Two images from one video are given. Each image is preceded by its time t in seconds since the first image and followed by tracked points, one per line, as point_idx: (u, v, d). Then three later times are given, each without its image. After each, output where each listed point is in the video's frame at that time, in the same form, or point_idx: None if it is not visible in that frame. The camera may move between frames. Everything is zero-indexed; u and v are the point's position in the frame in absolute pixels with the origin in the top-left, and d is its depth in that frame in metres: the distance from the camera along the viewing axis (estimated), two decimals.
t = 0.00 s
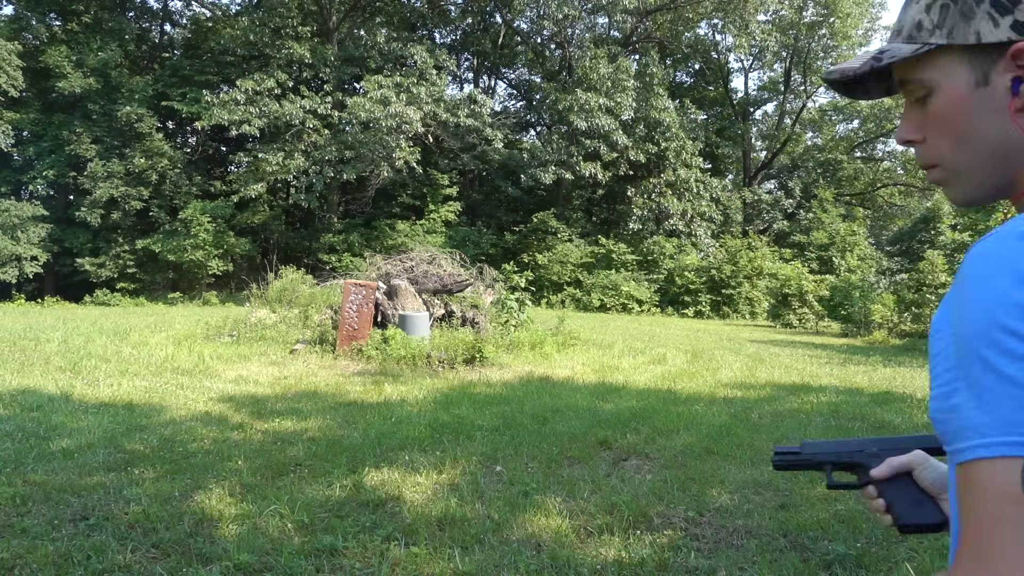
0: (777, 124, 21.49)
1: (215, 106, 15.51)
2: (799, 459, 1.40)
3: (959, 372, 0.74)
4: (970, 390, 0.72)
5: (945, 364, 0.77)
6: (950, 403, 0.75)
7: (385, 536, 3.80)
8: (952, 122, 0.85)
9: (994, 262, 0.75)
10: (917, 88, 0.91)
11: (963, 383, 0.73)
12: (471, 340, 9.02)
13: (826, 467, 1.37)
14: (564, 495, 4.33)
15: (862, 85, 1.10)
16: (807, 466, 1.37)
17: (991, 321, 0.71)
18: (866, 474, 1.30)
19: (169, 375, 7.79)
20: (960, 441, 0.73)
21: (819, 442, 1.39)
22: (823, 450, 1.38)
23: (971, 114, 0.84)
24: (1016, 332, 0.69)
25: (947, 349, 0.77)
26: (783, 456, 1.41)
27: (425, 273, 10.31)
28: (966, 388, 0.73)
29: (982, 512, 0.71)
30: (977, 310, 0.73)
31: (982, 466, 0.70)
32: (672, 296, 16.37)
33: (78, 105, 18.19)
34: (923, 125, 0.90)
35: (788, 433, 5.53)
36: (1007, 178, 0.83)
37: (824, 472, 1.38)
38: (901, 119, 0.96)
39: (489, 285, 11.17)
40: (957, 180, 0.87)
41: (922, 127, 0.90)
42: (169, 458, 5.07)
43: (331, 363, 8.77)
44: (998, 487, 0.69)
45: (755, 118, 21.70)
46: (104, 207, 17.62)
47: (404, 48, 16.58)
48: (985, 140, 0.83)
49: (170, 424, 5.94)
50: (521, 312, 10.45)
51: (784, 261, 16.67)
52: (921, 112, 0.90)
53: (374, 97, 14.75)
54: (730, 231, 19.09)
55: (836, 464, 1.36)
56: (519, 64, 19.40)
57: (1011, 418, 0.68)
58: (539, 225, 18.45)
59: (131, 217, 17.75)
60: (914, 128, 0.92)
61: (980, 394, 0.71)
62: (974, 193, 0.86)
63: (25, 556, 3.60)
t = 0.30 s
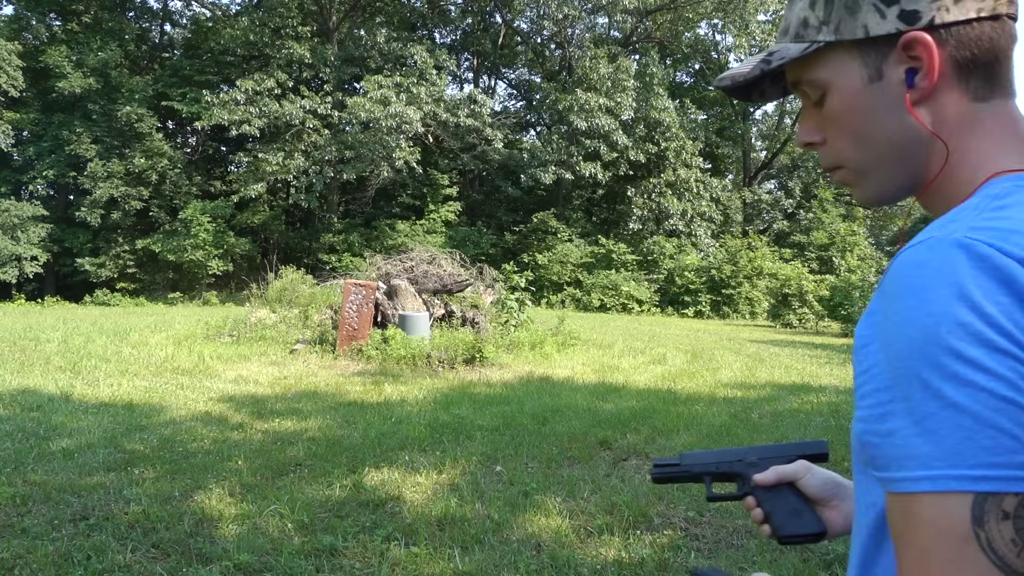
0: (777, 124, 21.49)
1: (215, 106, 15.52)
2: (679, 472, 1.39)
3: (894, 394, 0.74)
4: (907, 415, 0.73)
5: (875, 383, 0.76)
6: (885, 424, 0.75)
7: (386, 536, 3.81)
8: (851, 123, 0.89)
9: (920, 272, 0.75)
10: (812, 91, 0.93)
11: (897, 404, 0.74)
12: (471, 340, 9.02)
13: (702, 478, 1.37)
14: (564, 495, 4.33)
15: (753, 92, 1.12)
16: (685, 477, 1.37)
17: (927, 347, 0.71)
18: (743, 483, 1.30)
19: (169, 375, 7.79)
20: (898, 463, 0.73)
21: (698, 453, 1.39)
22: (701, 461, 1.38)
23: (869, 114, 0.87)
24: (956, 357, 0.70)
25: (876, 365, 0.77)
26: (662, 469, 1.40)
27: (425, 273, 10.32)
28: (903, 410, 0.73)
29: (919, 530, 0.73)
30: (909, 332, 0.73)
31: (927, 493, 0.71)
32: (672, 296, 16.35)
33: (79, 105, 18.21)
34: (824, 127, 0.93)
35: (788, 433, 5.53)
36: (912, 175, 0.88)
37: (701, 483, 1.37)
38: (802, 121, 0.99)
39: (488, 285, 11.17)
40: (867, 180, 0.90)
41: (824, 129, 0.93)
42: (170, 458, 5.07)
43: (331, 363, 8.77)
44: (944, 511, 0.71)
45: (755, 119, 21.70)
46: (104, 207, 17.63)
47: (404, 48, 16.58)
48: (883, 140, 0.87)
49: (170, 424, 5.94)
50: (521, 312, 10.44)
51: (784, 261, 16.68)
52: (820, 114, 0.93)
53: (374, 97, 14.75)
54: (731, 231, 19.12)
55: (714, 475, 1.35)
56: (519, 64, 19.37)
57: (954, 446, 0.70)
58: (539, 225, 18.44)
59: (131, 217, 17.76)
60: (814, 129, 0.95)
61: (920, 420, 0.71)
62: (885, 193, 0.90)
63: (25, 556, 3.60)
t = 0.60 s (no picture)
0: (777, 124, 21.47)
1: (215, 106, 15.54)
2: (550, 465, 1.53)
3: (846, 410, 0.75)
4: (861, 431, 0.74)
5: (825, 397, 0.78)
6: (839, 442, 0.76)
7: (386, 536, 3.81)
8: (762, 117, 0.95)
9: (871, 285, 0.77)
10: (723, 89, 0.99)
11: (846, 421, 0.75)
12: (471, 340, 9.03)
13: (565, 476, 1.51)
14: (564, 495, 4.33)
15: (657, 87, 1.17)
16: (555, 472, 1.51)
17: (886, 365, 0.73)
18: (613, 483, 1.44)
19: (168, 375, 7.80)
20: (852, 480, 0.75)
21: (570, 450, 1.53)
22: (571, 458, 1.52)
23: (782, 105, 0.93)
24: (919, 372, 0.72)
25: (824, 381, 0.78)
26: (536, 463, 1.54)
27: (425, 274, 10.33)
28: (859, 427, 0.74)
29: (864, 546, 0.75)
30: (864, 350, 0.75)
31: (888, 515, 0.72)
32: (672, 296, 16.33)
33: (79, 105, 18.22)
34: (735, 121, 1.00)
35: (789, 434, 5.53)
36: (834, 164, 0.94)
37: (571, 478, 1.52)
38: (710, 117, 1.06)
39: (488, 285, 11.18)
40: (779, 178, 0.98)
41: (736, 123, 1.00)
42: (169, 458, 5.07)
43: (331, 363, 8.77)
44: (897, 534, 0.73)
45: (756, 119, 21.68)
46: (104, 207, 17.63)
47: (404, 48, 16.59)
48: (801, 130, 0.93)
49: (170, 424, 5.95)
50: (521, 311, 10.43)
51: (784, 261, 16.69)
52: (734, 109, 0.99)
53: (374, 97, 14.76)
54: (731, 231, 19.12)
55: (585, 473, 1.50)
56: (520, 64, 19.34)
57: (924, 466, 0.71)
58: (539, 225, 18.43)
59: (131, 217, 17.77)
60: (727, 125, 1.01)
61: (877, 439, 0.73)
62: (806, 188, 0.97)
63: (25, 556, 3.61)
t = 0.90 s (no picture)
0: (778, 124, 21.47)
1: (215, 106, 15.56)
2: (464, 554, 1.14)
3: (951, 389, 0.67)
4: (968, 413, 0.66)
5: (921, 379, 0.69)
6: (939, 428, 0.67)
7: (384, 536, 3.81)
8: (836, 68, 0.90)
9: (971, 265, 0.72)
10: (795, 31, 0.92)
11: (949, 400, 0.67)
12: (471, 340, 9.03)
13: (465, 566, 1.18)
14: (564, 495, 4.33)
15: None
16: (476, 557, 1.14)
17: (1000, 347, 0.67)
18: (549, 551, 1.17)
19: (168, 375, 7.80)
20: (952, 465, 0.66)
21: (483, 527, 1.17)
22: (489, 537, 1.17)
23: (855, 55, 0.89)
24: None
25: (920, 358, 0.70)
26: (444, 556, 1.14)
27: (425, 274, 10.34)
28: (971, 412, 0.66)
29: (939, 535, 0.67)
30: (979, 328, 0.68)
31: (998, 509, 0.65)
32: (672, 295, 16.33)
33: (79, 105, 18.23)
34: (792, 71, 0.93)
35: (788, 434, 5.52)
36: (864, 133, 0.92)
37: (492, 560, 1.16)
38: (746, 61, 0.97)
39: (488, 285, 11.18)
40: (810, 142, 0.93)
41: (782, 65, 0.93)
42: (169, 458, 5.07)
43: (331, 363, 8.77)
44: (1005, 532, 0.65)
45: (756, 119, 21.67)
46: (104, 207, 17.64)
47: (404, 48, 16.59)
48: (863, 91, 0.90)
49: (170, 424, 5.95)
50: (521, 311, 10.42)
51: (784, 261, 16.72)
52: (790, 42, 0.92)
53: (374, 98, 14.78)
54: (731, 231, 19.13)
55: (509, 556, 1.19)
56: (520, 64, 19.32)
57: None
58: (539, 224, 18.44)
59: (131, 218, 17.79)
60: (780, 61, 0.93)
61: (990, 424, 0.66)
62: (829, 160, 0.94)
63: (26, 556, 3.61)
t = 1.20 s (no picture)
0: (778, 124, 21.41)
1: (215, 106, 15.53)
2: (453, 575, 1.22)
3: (1003, 377, 0.72)
4: None
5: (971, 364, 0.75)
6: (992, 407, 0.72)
7: (386, 536, 3.81)
8: (859, 70, 1.01)
9: (1020, 275, 0.80)
10: (824, 14, 1.00)
11: (1004, 384, 0.72)
12: (471, 340, 9.02)
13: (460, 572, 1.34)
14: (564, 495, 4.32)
15: None
16: None
17: None
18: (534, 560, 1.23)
19: (169, 374, 7.79)
20: (1000, 447, 0.70)
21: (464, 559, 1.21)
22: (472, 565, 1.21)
23: (882, 58, 1.01)
24: None
25: (979, 347, 0.75)
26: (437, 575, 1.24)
27: (425, 274, 10.35)
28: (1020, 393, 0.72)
29: (983, 514, 0.71)
30: None
31: None
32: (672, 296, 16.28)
33: (79, 105, 18.22)
34: (816, 63, 1.03)
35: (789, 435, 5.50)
36: (875, 134, 1.06)
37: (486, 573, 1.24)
38: (769, 43, 1.06)
39: (489, 285, 11.17)
40: (830, 141, 1.06)
41: (819, 60, 1.02)
42: (170, 458, 5.06)
43: (331, 363, 8.76)
44: None
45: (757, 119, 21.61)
46: (104, 207, 17.64)
47: (404, 48, 16.56)
48: (885, 90, 1.03)
49: (170, 424, 5.93)
50: (521, 311, 10.39)
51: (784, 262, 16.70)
52: (828, 38, 1.01)
53: (374, 97, 14.76)
54: (731, 231, 19.11)
55: (502, 564, 1.35)
56: (519, 64, 19.26)
57: None
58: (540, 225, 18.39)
59: (131, 218, 17.79)
60: (814, 54, 1.03)
61: None
62: (841, 156, 1.08)
63: (25, 556, 3.61)
